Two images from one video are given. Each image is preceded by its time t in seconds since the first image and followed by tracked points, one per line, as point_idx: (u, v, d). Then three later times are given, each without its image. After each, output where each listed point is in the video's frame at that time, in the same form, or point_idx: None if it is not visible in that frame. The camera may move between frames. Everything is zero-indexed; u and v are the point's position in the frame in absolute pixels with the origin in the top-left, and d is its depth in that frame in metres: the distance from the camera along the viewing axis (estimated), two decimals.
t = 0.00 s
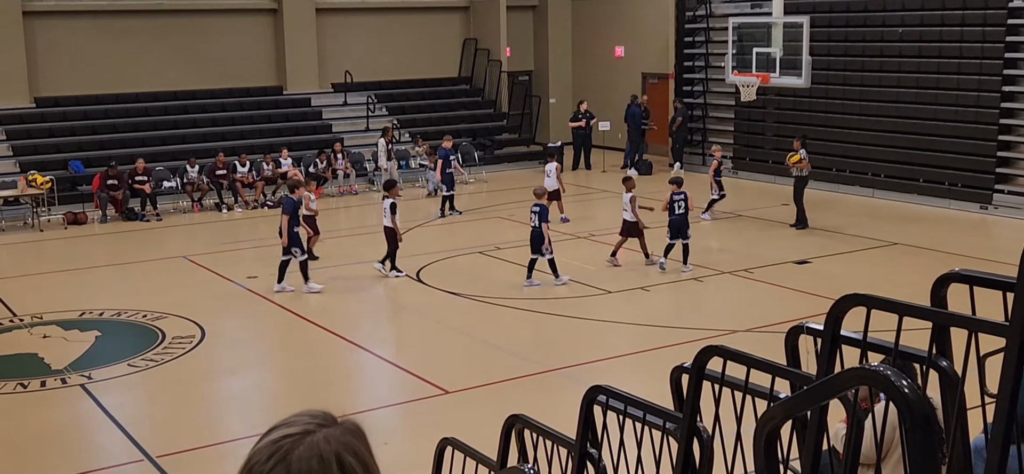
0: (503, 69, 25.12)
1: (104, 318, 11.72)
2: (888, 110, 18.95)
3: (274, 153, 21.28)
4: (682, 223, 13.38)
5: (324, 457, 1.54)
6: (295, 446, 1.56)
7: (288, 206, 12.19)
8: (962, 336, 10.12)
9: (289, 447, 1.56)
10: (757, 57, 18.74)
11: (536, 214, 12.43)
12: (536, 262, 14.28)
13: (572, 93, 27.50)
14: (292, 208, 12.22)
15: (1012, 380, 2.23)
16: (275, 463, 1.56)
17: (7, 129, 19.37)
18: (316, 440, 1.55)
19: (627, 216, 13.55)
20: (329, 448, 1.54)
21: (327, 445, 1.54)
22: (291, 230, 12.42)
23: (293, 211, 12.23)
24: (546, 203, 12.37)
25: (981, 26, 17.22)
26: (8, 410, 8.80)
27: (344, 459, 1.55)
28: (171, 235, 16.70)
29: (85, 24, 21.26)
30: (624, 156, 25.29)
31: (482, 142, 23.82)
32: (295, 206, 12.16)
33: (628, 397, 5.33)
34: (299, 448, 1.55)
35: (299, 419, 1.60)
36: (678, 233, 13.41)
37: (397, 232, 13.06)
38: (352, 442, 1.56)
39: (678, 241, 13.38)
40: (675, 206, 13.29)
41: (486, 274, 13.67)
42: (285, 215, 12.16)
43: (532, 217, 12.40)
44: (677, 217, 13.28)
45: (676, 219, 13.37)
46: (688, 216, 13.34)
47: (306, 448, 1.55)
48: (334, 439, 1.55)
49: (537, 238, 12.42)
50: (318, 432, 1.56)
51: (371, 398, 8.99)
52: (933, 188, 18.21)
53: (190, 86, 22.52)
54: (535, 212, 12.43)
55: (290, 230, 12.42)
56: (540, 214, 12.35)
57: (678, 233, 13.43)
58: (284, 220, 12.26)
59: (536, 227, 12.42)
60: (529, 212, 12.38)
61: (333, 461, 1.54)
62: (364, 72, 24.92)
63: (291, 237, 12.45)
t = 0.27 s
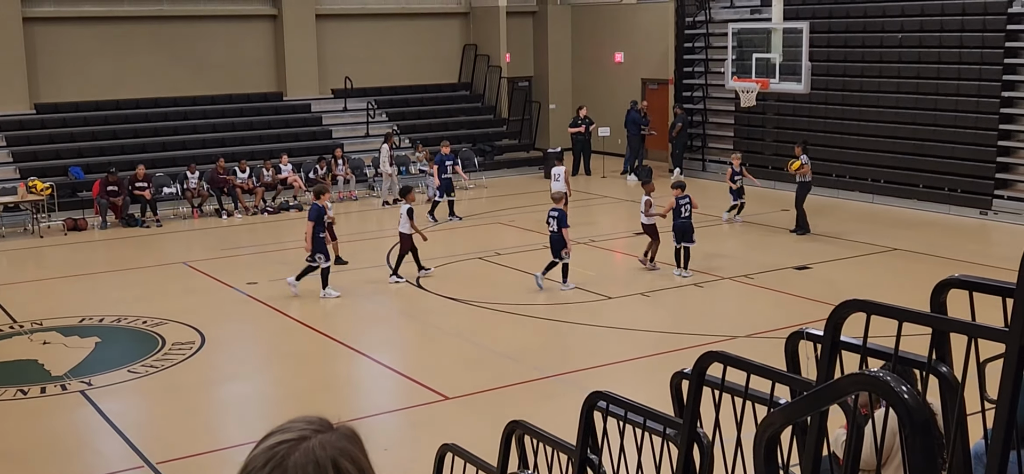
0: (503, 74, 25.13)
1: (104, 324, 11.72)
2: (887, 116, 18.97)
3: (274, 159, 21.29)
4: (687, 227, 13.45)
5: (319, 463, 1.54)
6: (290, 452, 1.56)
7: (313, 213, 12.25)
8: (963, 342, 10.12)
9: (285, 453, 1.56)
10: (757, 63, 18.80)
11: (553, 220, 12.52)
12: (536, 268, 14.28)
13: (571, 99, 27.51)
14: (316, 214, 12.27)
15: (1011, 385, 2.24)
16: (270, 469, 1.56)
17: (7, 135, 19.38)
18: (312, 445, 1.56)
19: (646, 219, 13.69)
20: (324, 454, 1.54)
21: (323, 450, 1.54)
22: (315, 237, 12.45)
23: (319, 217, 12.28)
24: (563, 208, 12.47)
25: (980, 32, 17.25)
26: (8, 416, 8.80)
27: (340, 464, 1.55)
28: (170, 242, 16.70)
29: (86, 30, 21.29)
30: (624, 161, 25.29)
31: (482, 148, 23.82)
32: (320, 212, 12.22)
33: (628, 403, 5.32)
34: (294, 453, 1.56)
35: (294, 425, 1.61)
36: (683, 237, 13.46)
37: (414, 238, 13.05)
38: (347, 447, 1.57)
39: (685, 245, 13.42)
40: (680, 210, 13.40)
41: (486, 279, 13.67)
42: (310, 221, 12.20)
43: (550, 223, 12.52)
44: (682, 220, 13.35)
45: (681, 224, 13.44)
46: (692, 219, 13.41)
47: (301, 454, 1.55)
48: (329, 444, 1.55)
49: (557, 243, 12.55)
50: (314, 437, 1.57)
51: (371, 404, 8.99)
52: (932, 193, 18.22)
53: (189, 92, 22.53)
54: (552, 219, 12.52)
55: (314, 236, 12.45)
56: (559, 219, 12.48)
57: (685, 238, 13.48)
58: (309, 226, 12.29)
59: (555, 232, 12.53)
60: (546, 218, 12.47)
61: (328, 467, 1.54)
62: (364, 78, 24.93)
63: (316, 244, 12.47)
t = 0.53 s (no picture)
0: (503, 80, 25.16)
1: (104, 330, 11.72)
2: (887, 120, 18.98)
3: (274, 164, 21.30)
4: (686, 230, 13.48)
5: (324, 466, 1.55)
6: (295, 457, 1.56)
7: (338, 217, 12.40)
8: (963, 347, 10.11)
9: (289, 458, 1.56)
10: (757, 67, 18.81)
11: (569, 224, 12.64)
12: (536, 273, 14.29)
13: (572, 104, 27.53)
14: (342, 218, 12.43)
15: (1011, 391, 2.24)
16: None
17: (8, 141, 19.39)
18: (316, 450, 1.56)
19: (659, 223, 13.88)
20: (328, 459, 1.55)
21: (327, 455, 1.55)
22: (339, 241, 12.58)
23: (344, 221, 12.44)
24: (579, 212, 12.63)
25: (980, 36, 17.27)
26: (8, 422, 8.80)
27: (343, 468, 1.55)
28: (171, 247, 16.69)
29: (87, 36, 21.31)
30: (624, 167, 25.30)
31: (483, 153, 23.84)
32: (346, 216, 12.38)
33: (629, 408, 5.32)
34: (298, 458, 1.56)
35: (299, 428, 1.61)
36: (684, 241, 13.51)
37: (432, 240, 13.25)
38: (352, 452, 1.57)
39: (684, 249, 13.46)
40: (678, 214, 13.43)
41: (486, 284, 13.67)
42: (337, 224, 12.36)
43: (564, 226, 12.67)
44: (681, 224, 13.39)
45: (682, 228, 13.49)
46: (691, 223, 13.43)
47: (306, 458, 1.56)
48: (334, 448, 1.56)
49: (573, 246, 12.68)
50: (318, 441, 1.57)
51: (372, 409, 8.99)
52: (933, 198, 18.23)
53: (190, 98, 22.56)
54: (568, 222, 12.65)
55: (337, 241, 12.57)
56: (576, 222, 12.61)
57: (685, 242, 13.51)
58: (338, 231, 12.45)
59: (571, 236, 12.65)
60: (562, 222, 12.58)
61: (331, 471, 1.54)
62: (364, 83, 24.97)
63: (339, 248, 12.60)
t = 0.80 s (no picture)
0: (502, 83, 25.18)
1: (104, 334, 11.71)
2: (886, 123, 18.99)
3: (273, 168, 21.30)
4: (685, 233, 13.52)
5: (330, 471, 1.54)
6: (302, 461, 1.56)
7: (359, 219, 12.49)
8: (962, 349, 10.12)
9: (296, 462, 1.56)
10: (755, 70, 18.85)
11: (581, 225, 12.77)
12: (536, 276, 14.29)
13: (570, 107, 27.54)
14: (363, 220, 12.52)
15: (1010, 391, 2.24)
16: None
17: (7, 145, 19.39)
18: (324, 454, 1.56)
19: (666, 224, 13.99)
20: (336, 463, 1.55)
21: (335, 459, 1.55)
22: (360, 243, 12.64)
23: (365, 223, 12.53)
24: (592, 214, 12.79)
25: (978, 39, 17.28)
26: (8, 426, 8.79)
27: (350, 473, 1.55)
28: (170, 251, 16.69)
29: (86, 40, 21.32)
30: (623, 169, 25.31)
31: (481, 156, 23.85)
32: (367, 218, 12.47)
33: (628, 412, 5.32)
34: (305, 462, 1.56)
35: (306, 433, 1.61)
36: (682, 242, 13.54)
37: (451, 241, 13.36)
38: (359, 457, 1.57)
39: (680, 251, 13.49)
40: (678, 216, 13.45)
41: (485, 287, 13.68)
42: (362, 226, 12.46)
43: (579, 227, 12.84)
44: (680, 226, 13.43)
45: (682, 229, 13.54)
46: (690, 226, 13.45)
47: (313, 463, 1.55)
48: (341, 452, 1.56)
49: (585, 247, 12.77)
50: (325, 445, 1.57)
51: (371, 412, 8.98)
52: (932, 200, 18.24)
53: (189, 102, 22.57)
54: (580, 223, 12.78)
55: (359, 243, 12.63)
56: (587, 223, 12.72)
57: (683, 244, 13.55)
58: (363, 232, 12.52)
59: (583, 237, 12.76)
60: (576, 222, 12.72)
61: None
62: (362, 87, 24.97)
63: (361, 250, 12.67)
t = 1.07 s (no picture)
0: (499, 86, 25.20)
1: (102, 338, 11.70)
2: (883, 125, 19.00)
3: (270, 171, 21.28)
4: (690, 234, 13.60)
5: None
6: (303, 464, 1.56)
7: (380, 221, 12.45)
8: (959, 352, 10.13)
9: (297, 464, 1.56)
10: (753, 73, 18.86)
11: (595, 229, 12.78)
12: (533, 279, 14.29)
13: (567, 110, 27.56)
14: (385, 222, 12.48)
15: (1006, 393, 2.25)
16: None
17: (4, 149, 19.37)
18: (325, 457, 1.56)
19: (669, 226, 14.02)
20: (337, 465, 1.55)
21: (336, 462, 1.55)
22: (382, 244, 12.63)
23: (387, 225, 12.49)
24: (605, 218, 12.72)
25: (975, 41, 17.32)
26: (5, 430, 8.77)
27: None
28: (168, 255, 16.68)
29: (83, 44, 21.32)
30: (620, 172, 25.33)
31: (479, 159, 23.85)
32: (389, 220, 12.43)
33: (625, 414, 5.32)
34: (307, 465, 1.56)
35: (309, 436, 1.61)
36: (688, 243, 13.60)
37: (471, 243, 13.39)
38: (360, 460, 1.57)
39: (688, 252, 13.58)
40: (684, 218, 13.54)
41: (483, 291, 13.67)
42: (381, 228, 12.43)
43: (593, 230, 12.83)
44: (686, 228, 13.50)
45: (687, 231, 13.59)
46: (695, 228, 13.53)
47: (314, 465, 1.56)
48: (343, 456, 1.56)
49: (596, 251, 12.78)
50: (327, 448, 1.57)
51: (369, 416, 8.98)
52: (928, 202, 18.26)
53: (186, 105, 22.57)
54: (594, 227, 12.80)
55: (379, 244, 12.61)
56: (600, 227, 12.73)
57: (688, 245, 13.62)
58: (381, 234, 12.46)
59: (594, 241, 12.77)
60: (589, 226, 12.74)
61: None
62: (360, 90, 24.99)
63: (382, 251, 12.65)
